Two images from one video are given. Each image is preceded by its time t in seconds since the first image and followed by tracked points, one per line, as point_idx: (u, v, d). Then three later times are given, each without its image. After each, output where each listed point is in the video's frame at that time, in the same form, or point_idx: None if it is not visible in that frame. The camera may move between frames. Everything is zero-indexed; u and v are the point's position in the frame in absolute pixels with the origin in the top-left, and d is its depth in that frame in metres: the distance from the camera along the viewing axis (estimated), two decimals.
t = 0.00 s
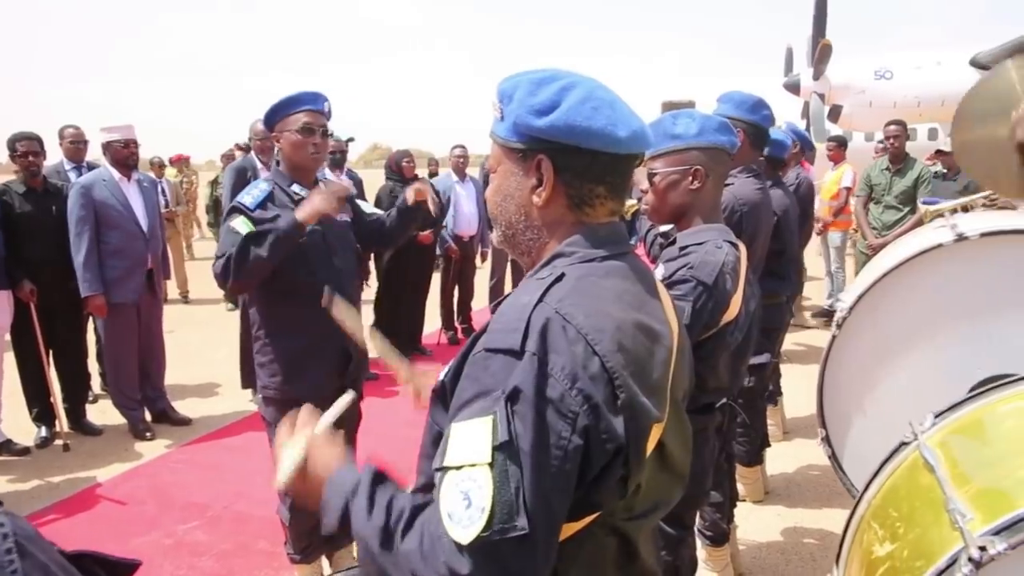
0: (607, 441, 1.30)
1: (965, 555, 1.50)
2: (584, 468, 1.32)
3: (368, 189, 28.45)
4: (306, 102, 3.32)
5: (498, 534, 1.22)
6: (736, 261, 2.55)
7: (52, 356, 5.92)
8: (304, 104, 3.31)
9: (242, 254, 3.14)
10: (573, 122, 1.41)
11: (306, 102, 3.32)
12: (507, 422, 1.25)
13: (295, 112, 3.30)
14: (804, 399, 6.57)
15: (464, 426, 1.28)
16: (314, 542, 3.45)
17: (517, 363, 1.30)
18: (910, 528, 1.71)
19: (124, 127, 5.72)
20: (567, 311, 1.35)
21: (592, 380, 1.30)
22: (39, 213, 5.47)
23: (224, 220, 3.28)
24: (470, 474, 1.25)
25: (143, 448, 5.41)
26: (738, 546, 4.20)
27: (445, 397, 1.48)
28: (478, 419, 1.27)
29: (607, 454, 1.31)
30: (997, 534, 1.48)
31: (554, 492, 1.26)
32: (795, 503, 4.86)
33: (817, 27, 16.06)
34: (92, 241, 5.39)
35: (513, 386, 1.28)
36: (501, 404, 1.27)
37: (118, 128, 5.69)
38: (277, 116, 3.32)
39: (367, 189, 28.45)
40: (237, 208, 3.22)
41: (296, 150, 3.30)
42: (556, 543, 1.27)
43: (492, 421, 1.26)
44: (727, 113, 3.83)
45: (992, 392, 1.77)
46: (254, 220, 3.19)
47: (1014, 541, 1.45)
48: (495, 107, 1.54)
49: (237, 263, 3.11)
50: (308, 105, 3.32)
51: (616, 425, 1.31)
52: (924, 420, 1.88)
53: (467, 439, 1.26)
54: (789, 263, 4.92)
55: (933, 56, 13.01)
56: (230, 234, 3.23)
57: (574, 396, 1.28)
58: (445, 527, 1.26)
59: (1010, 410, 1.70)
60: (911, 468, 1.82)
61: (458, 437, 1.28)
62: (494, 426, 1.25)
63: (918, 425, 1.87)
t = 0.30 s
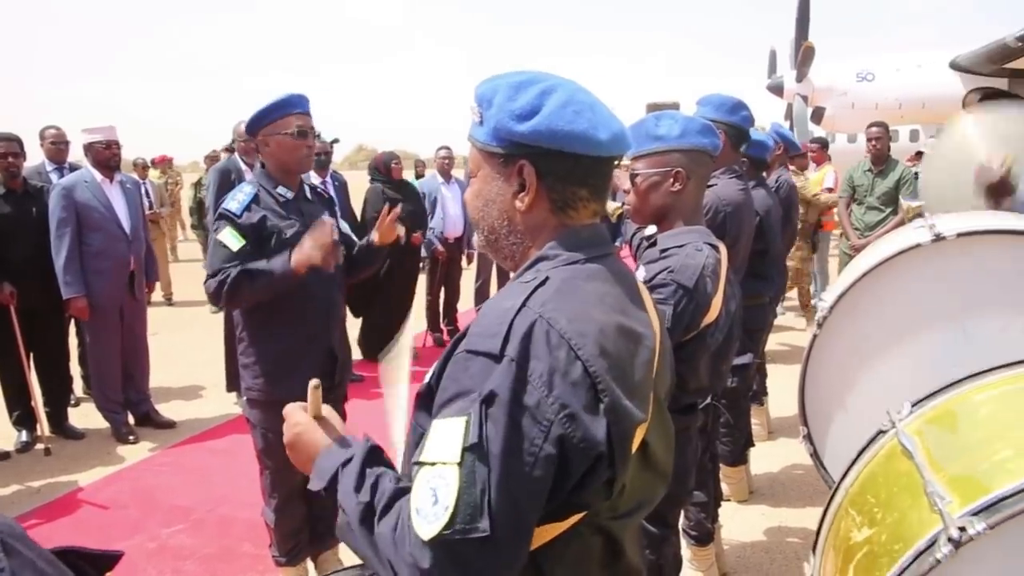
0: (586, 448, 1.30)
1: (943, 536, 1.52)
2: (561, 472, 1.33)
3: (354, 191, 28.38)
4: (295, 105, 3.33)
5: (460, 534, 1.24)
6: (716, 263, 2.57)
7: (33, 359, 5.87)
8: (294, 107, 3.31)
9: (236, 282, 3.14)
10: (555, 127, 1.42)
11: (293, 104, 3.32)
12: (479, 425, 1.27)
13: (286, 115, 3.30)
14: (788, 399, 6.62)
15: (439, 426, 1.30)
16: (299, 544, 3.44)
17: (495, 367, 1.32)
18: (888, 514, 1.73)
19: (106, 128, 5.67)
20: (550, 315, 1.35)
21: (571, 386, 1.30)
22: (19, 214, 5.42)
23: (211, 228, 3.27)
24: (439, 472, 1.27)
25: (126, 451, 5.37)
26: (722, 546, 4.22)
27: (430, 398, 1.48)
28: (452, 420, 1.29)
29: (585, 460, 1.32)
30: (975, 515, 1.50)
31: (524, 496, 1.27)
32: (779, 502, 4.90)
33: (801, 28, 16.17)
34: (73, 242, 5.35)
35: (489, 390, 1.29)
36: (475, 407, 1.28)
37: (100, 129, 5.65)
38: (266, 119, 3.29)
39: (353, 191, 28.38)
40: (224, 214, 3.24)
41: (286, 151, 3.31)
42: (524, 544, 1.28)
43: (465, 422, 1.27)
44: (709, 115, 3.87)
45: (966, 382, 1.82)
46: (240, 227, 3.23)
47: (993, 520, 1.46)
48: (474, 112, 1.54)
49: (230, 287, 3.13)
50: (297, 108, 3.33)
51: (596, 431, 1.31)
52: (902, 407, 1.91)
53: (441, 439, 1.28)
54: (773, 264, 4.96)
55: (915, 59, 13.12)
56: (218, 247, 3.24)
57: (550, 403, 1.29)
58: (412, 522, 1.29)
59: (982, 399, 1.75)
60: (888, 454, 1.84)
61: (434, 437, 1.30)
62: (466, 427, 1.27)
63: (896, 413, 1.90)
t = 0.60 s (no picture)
0: (568, 442, 1.31)
1: (924, 535, 1.54)
2: (546, 469, 1.33)
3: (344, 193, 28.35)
4: (290, 110, 3.32)
5: (456, 538, 1.24)
6: (701, 264, 2.58)
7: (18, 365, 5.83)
8: (290, 112, 3.31)
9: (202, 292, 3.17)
10: (521, 133, 1.43)
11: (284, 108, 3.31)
12: (464, 428, 1.28)
13: (283, 120, 3.29)
14: (776, 401, 6.65)
15: (424, 432, 1.30)
16: (288, 548, 3.43)
17: (474, 369, 1.32)
18: (871, 514, 1.73)
19: (93, 132, 5.64)
20: (524, 315, 1.36)
21: (549, 382, 1.31)
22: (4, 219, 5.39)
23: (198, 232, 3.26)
24: (431, 480, 1.27)
25: (113, 457, 5.34)
26: (711, 547, 4.24)
27: (412, 403, 1.48)
28: (437, 426, 1.30)
29: (568, 455, 1.32)
30: (955, 515, 1.52)
31: (513, 495, 1.27)
32: (768, 503, 4.92)
33: (789, 31, 16.26)
34: (59, 247, 5.32)
35: (470, 393, 1.30)
36: (458, 411, 1.29)
37: (86, 133, 5.62)
38: (264, 125, 3.25)
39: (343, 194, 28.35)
40: (213, 219, 3.24)
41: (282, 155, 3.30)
42: (518, 544, 1.28)
43: (450, 427, 1.28)
44: (693, 118, 3.90)
45: (951, 382, 1.83)
46: (228, 233, 3.23)
47: (972, 520, 1.49)
48: (443, 119, 1.56)
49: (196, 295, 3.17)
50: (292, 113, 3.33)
51: (575, 425, 1.32)
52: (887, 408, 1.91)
53: (427, 445, 1.29)
54: (760, 266, 4.98)
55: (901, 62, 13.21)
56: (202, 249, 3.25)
57: (532, 399, 1.30)
58: (410, 531, 1.29)
59: (965, 400, 1.76)
60: (873, 455, 1.84)
61: (421, 443, 1.30)
62: (451, 432, 1.28)
63: (880, 414, 1.91)
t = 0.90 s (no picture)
0: (547, 449, 1.32)
1: (903, 536, 1.55)
2: (526, 474, 1.34)
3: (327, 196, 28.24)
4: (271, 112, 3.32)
5: (434, 542, 1.24)
6: (682, 267, 2.59)
7: None
8: (271, 115, 3.30)
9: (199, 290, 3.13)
10: (507, 142, 1.43)
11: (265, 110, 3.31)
12: (443, 433, 1.28)
13: (264, 124, 3.27)
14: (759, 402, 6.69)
15: (405, 437, 1.30)
16: (271, 553, 3.41)
17: (455, 373, 1.32)
18: (851, 514, 1.75)
19: (72, 135, 5.58)
20: (505, 320, 1.36)
21: (529, 389, 1.32)
22: None
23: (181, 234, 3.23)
24: (410, 483, 1.27)
25: (93, 463, 5.29)
26: (695, 547, 4.26)
27: (394, 407, 1.48)
28: (417, 430, 1.30)
29: (547, 461, 1.33)
30: (932, 516, 1.53)
31: (492, 500, 1.27)
32: (751, 503, 4.95)
33: (769, 34, 16.38)
34: (38, 251, 5.26)
35: (450, 397, 1.30)
36: (438, 415, 1.29)
37: (64, 136, 5.56)
38: (248, 126, 3.24)
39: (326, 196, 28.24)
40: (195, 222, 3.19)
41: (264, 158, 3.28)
42: (497, 549, 1.28)
43: (430, 431, 1.28)
44: (672, 121, 3.94)
45: (933, 381, 1.84)
46: (213, 237, 3.20)
47: (949, 521, 1.50)
48: (430, 120, 1.55)
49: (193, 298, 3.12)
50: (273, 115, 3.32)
51: (555, 431, 1.32)
52: (868, 407, 1.93)
53: (407, 449, 1.29)
54: (741, 268, 5.02)
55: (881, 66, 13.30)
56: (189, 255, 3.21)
57: (512, 405, 1.30)
58: (388, 535, 1.29)
59: (947, 398, 1.77)
60: (854, 455, 1.86)
61: (401, 447, 1.30)
62: (431, 436, 1.28)
63: (862, 413, 1.93)
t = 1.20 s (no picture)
0: (533, 459, 1.31)
1: (883, 549, 1.51)
2: (511, 483, 1.33)
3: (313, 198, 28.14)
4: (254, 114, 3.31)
5: (416, 552, 1.24)
6: (668, 269, 2.60)
7: None
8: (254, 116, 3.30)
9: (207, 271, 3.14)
10: (503, 140, 1.43)
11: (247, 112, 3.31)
12: (428, 442, 1.27)
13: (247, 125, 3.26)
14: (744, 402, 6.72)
15: (390, 444, 1.30)
16: (256, 557, 3.39)
17: (441, 382, 1.32)
18: (833, 524, 1.73)
19: (54, 137, 5.53)
20: (493, 328, 1.36)
21: (516, 399, 1.31)
22: None
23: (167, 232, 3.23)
24: (392, 492, 1.27)
25: (76, 468, 5.24)
26: (681, 547, 4.27)
27: (380, 413, 1.47)
28: (401, 438, 1.29)
29: (533, 471, 1.32)
30: (913, 527, 1.49)
31: (476, 510, 1.27)
32: (737, 503, 4.97)
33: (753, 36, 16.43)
34: (20, 254, 5.22)
35: (435, 406, 1.30)
36: (423, 423, 1.29)
37: (47, 138, 5.51)
38: (230, 127, 3.23)
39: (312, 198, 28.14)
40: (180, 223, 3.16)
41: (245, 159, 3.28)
42: (479, 559, 1.28)
43: (414, 440, 1.27)
44: (655, 123, 3.97)
45: (915, 387, 1.85)
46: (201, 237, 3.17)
47: (930, 533, 1.45)
48: (430, 116, 1.55)
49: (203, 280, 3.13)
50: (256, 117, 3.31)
51: (542, 441, 1.32)
52: (850, 413, 1.93)
53: (391, 457, 1.28)
54: (726, 269, 5.04)
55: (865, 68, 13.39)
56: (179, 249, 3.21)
57: (497, 415, 1.30)
58: (369, 543, 1.28)
59: (928, 404, 1.77)
60: (834, 462, 1.87)
61: (385, 456, 1.30)
62: (415, 445, 1.27)
63: (844, 419, 1.93)
